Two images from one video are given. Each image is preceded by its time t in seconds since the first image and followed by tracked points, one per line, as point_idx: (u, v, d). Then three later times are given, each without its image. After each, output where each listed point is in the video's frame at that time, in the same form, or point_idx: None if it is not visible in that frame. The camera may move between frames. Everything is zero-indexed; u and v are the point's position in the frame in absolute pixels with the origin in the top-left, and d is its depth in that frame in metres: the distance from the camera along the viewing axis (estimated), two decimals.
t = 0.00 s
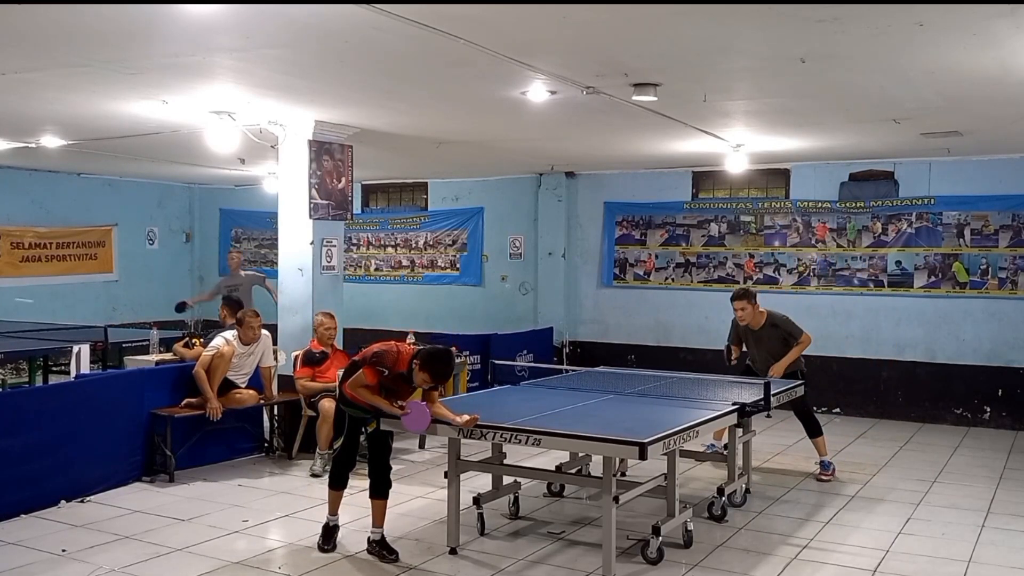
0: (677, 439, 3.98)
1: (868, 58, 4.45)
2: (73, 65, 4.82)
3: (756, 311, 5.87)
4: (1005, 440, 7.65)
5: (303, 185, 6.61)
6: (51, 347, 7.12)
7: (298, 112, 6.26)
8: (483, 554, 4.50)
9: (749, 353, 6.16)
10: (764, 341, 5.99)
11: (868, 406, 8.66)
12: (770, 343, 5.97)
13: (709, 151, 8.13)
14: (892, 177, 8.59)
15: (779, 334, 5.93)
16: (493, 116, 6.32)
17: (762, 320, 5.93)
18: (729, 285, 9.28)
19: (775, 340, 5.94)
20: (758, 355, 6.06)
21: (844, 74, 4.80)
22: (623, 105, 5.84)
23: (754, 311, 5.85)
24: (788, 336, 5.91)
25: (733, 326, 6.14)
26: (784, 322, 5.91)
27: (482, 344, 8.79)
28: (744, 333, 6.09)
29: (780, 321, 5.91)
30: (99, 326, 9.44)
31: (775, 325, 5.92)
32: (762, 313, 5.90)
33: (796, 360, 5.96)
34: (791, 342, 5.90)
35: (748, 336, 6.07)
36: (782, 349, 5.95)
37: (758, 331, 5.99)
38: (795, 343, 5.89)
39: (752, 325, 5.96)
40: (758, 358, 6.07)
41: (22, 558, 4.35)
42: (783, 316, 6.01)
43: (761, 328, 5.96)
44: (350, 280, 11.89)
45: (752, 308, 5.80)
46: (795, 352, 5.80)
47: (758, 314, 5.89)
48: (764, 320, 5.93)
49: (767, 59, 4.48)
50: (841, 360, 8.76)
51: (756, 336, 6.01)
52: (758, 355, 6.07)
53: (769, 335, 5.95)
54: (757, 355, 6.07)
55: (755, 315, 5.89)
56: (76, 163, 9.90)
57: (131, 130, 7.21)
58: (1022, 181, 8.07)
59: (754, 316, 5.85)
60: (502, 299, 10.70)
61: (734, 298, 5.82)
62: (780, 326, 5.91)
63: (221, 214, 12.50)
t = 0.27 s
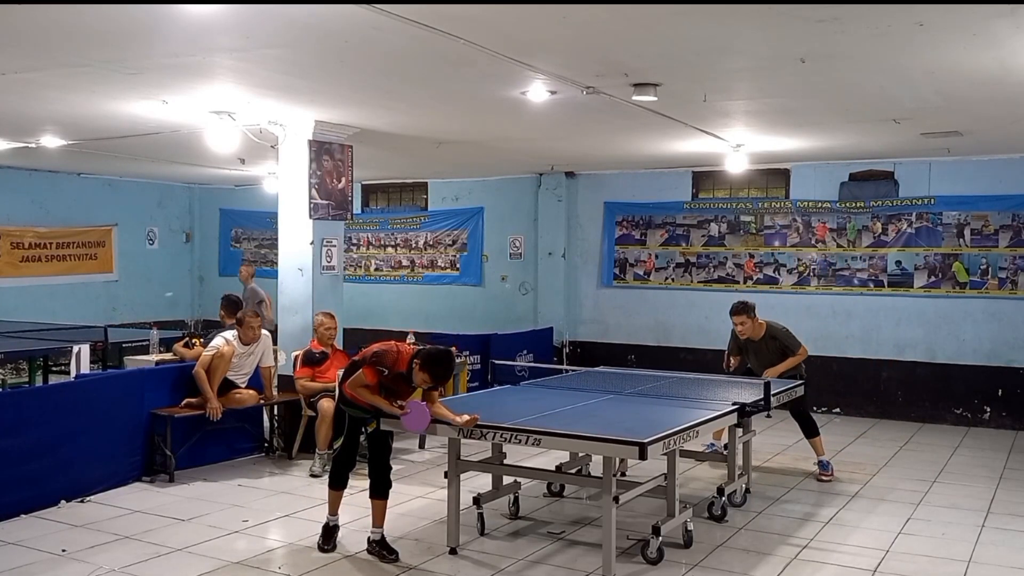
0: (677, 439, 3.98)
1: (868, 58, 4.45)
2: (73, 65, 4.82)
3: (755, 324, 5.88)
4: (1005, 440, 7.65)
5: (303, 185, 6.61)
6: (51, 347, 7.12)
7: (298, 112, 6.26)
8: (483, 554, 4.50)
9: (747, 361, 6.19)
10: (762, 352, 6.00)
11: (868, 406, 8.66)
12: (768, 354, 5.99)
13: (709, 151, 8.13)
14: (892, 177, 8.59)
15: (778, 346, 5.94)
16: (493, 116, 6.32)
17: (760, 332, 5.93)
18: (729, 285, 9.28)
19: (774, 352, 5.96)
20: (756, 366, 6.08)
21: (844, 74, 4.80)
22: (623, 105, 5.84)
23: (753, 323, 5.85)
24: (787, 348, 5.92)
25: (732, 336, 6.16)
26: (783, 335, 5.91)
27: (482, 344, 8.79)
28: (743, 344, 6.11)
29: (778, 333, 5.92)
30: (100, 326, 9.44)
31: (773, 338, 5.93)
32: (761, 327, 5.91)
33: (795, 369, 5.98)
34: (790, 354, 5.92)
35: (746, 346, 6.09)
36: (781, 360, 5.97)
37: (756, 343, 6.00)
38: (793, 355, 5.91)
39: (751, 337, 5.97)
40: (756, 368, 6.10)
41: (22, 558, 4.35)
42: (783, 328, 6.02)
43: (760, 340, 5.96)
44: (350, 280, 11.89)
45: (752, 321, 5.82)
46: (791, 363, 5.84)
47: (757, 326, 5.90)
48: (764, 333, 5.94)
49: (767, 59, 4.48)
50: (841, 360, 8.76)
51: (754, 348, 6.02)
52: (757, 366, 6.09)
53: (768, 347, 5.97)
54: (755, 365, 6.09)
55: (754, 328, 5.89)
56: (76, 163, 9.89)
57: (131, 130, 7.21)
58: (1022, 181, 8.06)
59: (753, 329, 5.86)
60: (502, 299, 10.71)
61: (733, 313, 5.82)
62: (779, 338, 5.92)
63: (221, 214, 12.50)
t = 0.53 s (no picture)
0: (677, 439, 3.98)
1: (868, 58, 4.45)
2: (73, 66, 4.82)
3: (755, 325, 5.88)
4: (1005, 439, 7.65)
5: (303, 185, 6.61)
6: (51, 347, 7.12)
7: (298, 112, 6.26)
8: (483, 554, 4.50)
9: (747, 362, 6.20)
10: (762, 353, 6.00)
11: (868, 406, 8.66)
12: (768, 355, 5.99)
13: (709, 151, 8.13)
14: (892, 177, 8.59)
15: (778, 347, 5.94)
16: (493, 116, 6.32)
17: (760, 334, 5.93)
18: (729, 285, 9.29)
19: (774, 353, 5.96)
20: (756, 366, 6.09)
21: (845, 74, 4.80)
22: (624, 105, 5.84)
23: (753, 325, 5.85)
24: (787, 349, 5.92)
25: (733, 337, 6.17)
26: (784, 336, 5.91)
27: (482, 344, 8.79)
28: (743, 345, 6.11)
29: (778, 334, 5.92)
30: (100, 326, 9.44)
31: (773, 339, 5.93)
32: (761, 328, 5.91)
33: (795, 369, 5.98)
34: (790, 355, 5.92)
35: (746, 347, 6.09)
36: (781, 360, 5.97)
37: (756, 345, 6.01)
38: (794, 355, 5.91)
39: (751, 338, 5.97)
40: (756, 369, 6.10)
41: (22, 558, 4.35)
42: (783, 329, 6.02)
43: (760, 341, 5.96)
44: (350, 280, 11.89)
45: (752, 323, 5.82)
46: (791, 363, 5.84)
47: (757, 327, 5.90)
48: (764, 334, 5.94)
49: (767, 59, 4.48)
50: (841, 360, 8.76)
51: (754, 349, 6.03)
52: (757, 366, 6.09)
53: (768, 348, 5.97)
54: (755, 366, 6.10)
55: (754, 329, 5.89)
56: (76, 163, 9.89)
57: (131, 130, 7.21)
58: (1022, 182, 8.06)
59: (753, 330, 5.86)
60: (502, 299, 10.71)
61: (733, 315, 5.82)
62: (778, 339, 5.92)
63: (221, 214, 12.50)
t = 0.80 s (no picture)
0: (677, 439, 3.98)
1: (868, 58, 4.45)
2: (73, 65, 4.82)
3: (755, 324, 5.87)
4: (1005, 440, 7.65)
5: (303, 185, 6.61)
6: (51, 347, 7.12)
7: (298, 112, 6.26)
8: (483, 554, 4.50)
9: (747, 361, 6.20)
10: (762, 352, 6.00)
11: (868, 406, 8.66)
12: (768, 355, 5.99)
13: (709, 151, 8.13)
14: (892, 177, 8.59)
15: (778, 346, 5.94)
16: (493, 116, 6.32)
17: (760, 333, 5.93)
18: (729, 285, 9.29)
19: (774, 352, 5.96)
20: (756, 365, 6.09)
21: (845, 74, 4.80)
22: (624, 105, 5.84)
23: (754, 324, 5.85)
24: (787, 349, 5.92)
25: (733, 335, 6.17)
26: (784, 335, 5.91)
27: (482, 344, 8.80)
28: (743, 344, 6.12)
29: (779, 334, 5.92)
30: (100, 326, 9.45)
31: (773, 339, 5.93)
32: (761, 326, 5.91)
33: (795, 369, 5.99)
34: (790, 355, 5.92)
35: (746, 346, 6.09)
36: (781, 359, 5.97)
37: (756, 344, 6.00)
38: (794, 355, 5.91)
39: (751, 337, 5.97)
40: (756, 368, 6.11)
41: (22, 558, 4.35)
42: (783, 328, 6.02)
43: (760, 340, 5.96)
44: (350, 280, 11.89)
45: (752, 321, 5.82)
46: (791, 363, 5.84)
47: (757, 327, 5.90)
48: (764, 334, 5.94)
49: (767, 59, 4.48)
50: (841, 360, 8.76)
51: (754, 348, 6.02)
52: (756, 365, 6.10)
53: (767, 347, 5.97)
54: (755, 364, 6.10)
55: (754, 328, 5.89)
56: (76, 163, 9.89)
57: (131, 130, 7.21)
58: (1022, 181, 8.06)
59: (753, 329, 5.86)
60: (502, 299, 10.71)
61: (733, 313, 5.82)
62: (778, 339, 5.92)
63: (222, 214, 12.50)
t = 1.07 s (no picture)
0: (677, 439, 3.98)
1: (868, 58, 4.45)
2: (73, 65, 4.82)
3: (755, 322, 5.87)
4: (1005, 440, 7.65)
5: (303, 185, 6.61)
6: (51, 347, 7.13)
7: (298, 112, 6.26)
8: (483, 554, 4.50)
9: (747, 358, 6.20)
10: (762, 350, 6.00)
11: (868, 406, 8.66)
12: (767, 352, 5.99)
13: (709, 151, 8.13)
14: (892, 177, 8.59)
15: (778, 344, 5.94)
16: (494, 116, 6.32)
17: (761, 331, 5.93)
18: (729, 285, 9.29)
19: (774, 350, 5.95)
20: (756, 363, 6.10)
21: (844, 74, 4.80)
22: (624, 105, 5.84)
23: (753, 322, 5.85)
24: (787, 347, 5.92)
25: (733, 333, 6.17)
26: (784, 334, 5.91)
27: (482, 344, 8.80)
28: (744, 341, 6.11)
29: (779, 331, 5.91)
30: (100, 326, 9.45)
31: (774, 337, 5.93)
32: (761, 324, 5.91)
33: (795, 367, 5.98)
34: (790, 353, 5.91)
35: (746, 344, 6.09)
36: (781, 357, 5.97)
37: (757, 341, 6.00)
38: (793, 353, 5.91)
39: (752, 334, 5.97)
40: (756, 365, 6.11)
41: (22, 558, 4.35)
42: (784, 326, 6.01)
43: (760, 338, 5.96)
44: (350, 280, 11.88)
45: (752, 318, 5.82)
46: (792, 361, 5.83)
47: (757, 325, 5.89)
48: (765, 331, 5.93)
49: (768, 59, 4.49)
50: (841, 360, 8.76)
51: (755, 346, 6.02)
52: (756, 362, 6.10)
53: (767, 346, 5.97)
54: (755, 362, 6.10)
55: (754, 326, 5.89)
56: (76, 163, 9.89)
57: (131, 130, 7.21)
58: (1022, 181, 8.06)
59: (753, 326, 5.86)
60: (502, 299, 10.71)
61: (734, 310, 5.83)
62: (778, 338, 5.91)
63: (222, 214, 12.50)
